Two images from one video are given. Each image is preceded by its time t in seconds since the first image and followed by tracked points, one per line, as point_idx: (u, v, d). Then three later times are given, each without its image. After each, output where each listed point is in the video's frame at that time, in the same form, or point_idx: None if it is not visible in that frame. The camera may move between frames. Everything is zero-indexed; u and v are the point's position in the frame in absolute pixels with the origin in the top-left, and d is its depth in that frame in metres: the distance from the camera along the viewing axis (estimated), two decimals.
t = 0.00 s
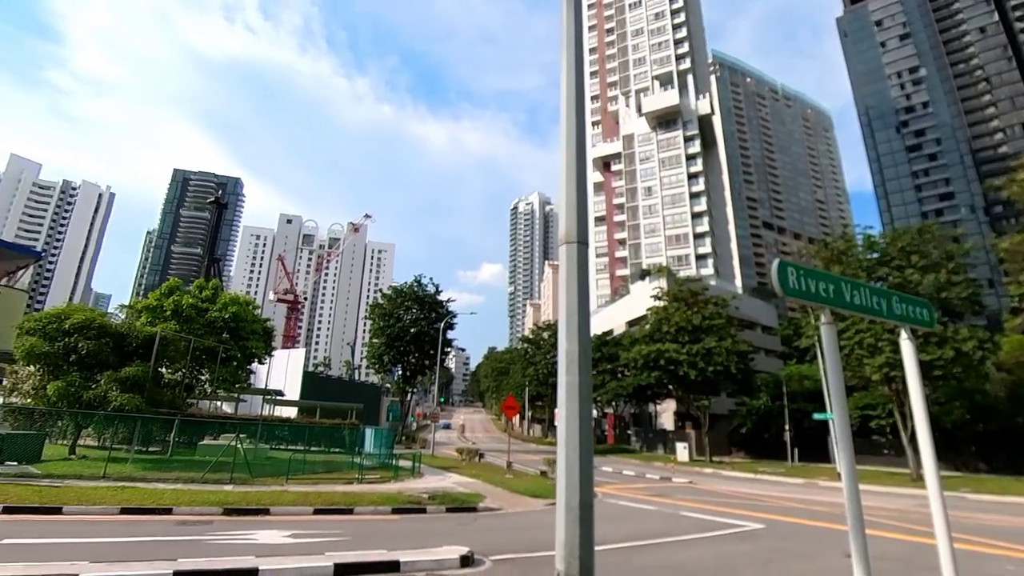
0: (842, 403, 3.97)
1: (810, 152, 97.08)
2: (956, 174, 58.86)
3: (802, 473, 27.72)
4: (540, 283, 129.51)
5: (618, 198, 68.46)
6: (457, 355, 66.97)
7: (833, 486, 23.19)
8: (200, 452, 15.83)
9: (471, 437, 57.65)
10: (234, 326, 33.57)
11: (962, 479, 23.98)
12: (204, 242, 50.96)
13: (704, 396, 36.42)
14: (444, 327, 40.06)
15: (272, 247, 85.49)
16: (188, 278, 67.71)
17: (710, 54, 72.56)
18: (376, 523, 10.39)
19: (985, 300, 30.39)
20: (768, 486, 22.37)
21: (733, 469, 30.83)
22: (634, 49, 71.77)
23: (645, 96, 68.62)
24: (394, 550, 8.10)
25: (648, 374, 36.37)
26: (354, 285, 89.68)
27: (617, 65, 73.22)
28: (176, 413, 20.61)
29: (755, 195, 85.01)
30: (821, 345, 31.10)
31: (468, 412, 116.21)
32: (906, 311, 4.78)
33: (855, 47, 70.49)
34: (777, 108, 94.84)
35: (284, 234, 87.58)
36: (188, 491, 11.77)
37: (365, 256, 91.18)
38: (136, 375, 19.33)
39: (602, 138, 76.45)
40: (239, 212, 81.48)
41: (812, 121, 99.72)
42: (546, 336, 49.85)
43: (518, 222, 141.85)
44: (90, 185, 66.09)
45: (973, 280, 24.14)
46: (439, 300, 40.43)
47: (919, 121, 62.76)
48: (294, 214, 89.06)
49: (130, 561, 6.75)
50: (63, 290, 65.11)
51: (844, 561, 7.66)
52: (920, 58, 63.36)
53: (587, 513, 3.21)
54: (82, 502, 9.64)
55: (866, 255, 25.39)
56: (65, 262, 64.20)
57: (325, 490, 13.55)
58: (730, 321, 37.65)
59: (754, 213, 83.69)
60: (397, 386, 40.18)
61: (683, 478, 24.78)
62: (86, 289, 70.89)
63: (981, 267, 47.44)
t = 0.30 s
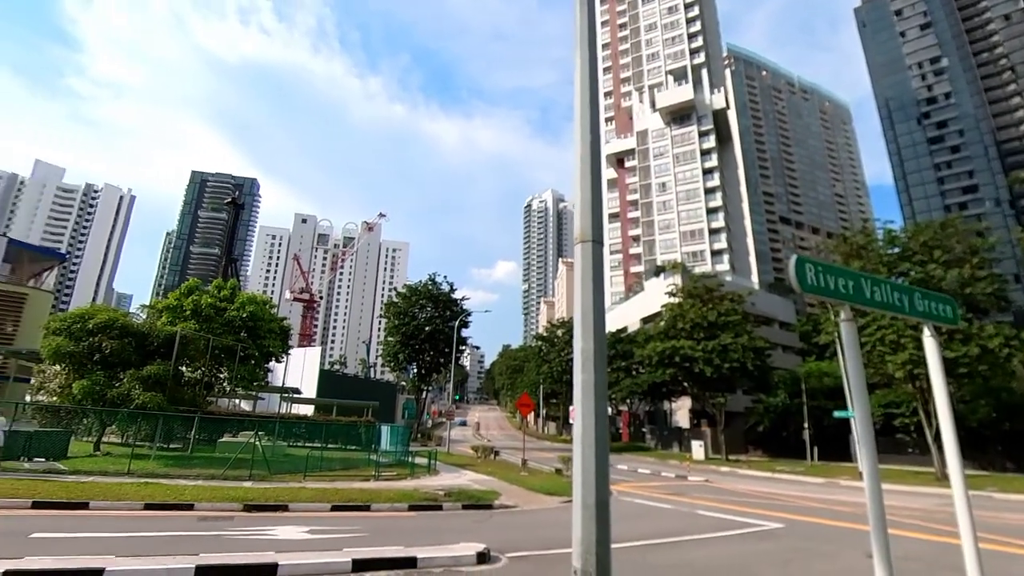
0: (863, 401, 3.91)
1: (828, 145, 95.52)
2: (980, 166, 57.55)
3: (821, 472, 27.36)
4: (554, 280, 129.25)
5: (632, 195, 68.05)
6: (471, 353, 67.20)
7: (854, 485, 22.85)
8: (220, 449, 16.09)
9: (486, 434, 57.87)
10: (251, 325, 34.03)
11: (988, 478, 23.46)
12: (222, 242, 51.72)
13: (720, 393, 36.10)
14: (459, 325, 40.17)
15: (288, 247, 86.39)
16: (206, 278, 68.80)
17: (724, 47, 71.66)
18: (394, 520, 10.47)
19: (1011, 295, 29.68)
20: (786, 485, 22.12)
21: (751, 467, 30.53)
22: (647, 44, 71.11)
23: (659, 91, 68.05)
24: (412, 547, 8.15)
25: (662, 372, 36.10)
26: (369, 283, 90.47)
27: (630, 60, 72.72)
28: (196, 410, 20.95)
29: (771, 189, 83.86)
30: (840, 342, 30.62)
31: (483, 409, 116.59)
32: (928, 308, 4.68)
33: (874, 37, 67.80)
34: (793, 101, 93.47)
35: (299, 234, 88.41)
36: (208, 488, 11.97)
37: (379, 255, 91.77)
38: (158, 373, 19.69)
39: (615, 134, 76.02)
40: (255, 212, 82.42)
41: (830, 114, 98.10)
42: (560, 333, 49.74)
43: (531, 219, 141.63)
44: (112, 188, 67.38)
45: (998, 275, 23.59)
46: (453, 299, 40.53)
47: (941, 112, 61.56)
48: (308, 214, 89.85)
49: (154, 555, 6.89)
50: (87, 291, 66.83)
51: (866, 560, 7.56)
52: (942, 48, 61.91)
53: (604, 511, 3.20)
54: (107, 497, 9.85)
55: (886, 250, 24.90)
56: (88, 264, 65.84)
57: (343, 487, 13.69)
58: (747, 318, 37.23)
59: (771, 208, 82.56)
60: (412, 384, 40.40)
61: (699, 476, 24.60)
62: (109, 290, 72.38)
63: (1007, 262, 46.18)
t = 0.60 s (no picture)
0: (884, 399, 3.87)
1: (846, 138, 93.90)
2: (1004, 158, 56.83)
3: (841, 470, 27.03)
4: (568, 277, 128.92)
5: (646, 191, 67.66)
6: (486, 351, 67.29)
7: (874, 484, 22.50)
8: (239, 447, 16.34)
9: (501, 432, 57.93)
10: (269, 324, 34.57)
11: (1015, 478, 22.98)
12: (239, 243, 52.46)
13: (736, 390, 35.81)
14: (473, 323, 40.31)
15: (304, 246, 87.26)
16: (224, 278, 69.81)
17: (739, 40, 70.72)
18: (410, 516, 10.58)
19: None
20: (806, 483, 21.88)
21: (768, 465, 30.28)
22: (660, 39, 70.51)
23: (672, 86, 67.50)
24: (429, 543, 8.22)
25: (677, 369, 35.91)
26: (383, 282, 91.27)
27: (643, 55, 72.23)
28: (216, 408, 21.32)
29: (788, 183, 82.71)
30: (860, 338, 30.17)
31: (498, 407, 116.85)
32: (952, 303, 4.60)
33: (894, 26, 62.57)
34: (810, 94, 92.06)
35: (314, 234, 89.22)
36: (229, 484, 12.17)
37: (393, 254, 92.34)
38: (178, 371, 20.05)
39: (628, 130, 75.60)
40: (271, 212, 83.37)
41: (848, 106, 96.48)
42: (574, 331, 49.63)
43: (544, 216, 141.34)
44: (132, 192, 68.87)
45: None
46: (467, 297, 40.67)
47: (963, 103, 59.93)
48: (323, 214, 90.63)
49: (178, 550, 7.04)
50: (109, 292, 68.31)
51: (888, 561, 7.48)
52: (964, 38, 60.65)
53: (623, 508, 3.20)
54: (131, 492, 10.08)
55: (907, 244, 24.48)
56: (110, 266, 67.31)
57: (360, 484, 13.83)
58: (763, 314, 36.86)
59: (788, 203, 81.48)
60: (427, 382, 40.63)
61: (716, 474, 24.44)
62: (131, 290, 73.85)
63: None
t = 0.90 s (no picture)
0: (905, 395, 3.79)
1: (865, 130, 92.30)
2: None
3: (861, 469, 26.61)
4: (582, 275, 128.48)
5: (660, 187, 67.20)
6: (500, 348, 67.38)
7: (896, 482, 22.11)
8: (258, 444, 16.57)
9: (516, 430, 58.00)
10: (286, 323, 35.05)
11: None
12: (256, 243, 53.13)
13: (752, 387, 35.39)
14: (487, 321, 40.42)
15: (319, 246, 88.07)
16: (241, 278, 70.77)
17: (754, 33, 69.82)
18: (425, 513, 10.64)
19: None
20: (825, 482, 21.59)
21: (786, 463, 29.93)
22: (673, 33, 69.82)
23: (686, 81, 66.91)
24: (444, 539, 8.27)
25: (692, 366, 35.69)
26: (398, 280, 91.89)
27: (656, 51, 71.72)
28: (235, 406, 21.62)
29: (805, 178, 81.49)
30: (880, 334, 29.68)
31: (513, 405, 116.95)
32: (975, 297, 4.49)
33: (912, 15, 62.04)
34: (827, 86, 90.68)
35: (329, 234, 90.08)
36: (248, 481, 12.35)
37: (407, 253, 92.86)
38: (199, 370, 20.38)
39: (642, 126, 75.15)
40: (287, 213, 84.35)
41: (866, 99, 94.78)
42: (589, 328, 49.44)
43: (557, 214, 140.97)
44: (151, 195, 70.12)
45: None
46: (481, 294, 40.79)
47: (987, 93, 58.53)
48: (338, 214, 91.44)
49: (198, 544, 7.18)
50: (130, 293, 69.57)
51: (909, 560, 7.34)
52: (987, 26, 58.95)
53: (636, 504, 3.19)
54: (154, 489, 10.27)
55: (928, 238, 24.03)
56: (131, 268, 68.51)
57: (377, 481, 13.95)
58: (780, 310, 36.40)
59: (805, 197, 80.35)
60: (442, 380, 40.87)
61: (733, 472, 24.23)
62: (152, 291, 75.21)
63: None
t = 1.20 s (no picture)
0: (928, 393, 3.72)
1: (884, 123, 90.61)
2: None
3: (881, 468, 26.16)
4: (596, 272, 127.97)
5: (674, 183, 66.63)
6: (514, 346, 67.47)
7: (918, 481, 21.73)
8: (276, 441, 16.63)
9: (530, 428, 57.99)
10: (301, 321, 35.46)
11: None
12: (272, 243, 53.72)
13: (769, 385, 34.98)
14: (501, 319, 40.44)
15: (334, 245, 88.79)
16: (258, 277, 71.64)
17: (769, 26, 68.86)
18: (441, 510, 10.68)
19: None
20: (844, 480, 21.29)
21: (803, 461, 29.57)
22: (686, 27, 69.17)
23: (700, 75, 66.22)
24: (460, 536, 8.31)
25: (708, 363, 35.38)
26: (411, 278, 92.38)
27: (670, 45, 71.10)
28: (253, 403, 21.90)
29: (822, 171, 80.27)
30: (901, 330, 29.22)
31: (527, 403, 116.88)
32: (1001, 292, 4.39)
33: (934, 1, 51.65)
34: (845, 78, 89.14)
35: (344, 233, 90.80)
36: (266, 477, 12.50)
37: (420, 251, 93.31)
38: (217, 368, 20.68)
39: (655, 122, 74.67)
40: (302, 212, 85.18)
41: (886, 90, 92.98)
42: (603, 325, 49.25)
43: (570, 210, 140.54)
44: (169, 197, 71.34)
45: None
46: (494, 292, 40.82)
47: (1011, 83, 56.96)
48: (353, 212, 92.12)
49: (218, 539, 7.29)
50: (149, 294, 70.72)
51: (932, 561, 7.22)
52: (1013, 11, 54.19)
53: (655, 501, 3.17)
54: (175, 485, 10.45)
55: (952, 232, 23.50)
56: (150, 268, 69.60)
57: (392, 478, 14.05)
58: (797, 307, 35.89)
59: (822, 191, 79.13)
60: (456, 377, 41.01)
61: (749, 470, 24.02)
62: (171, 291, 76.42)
63: None
